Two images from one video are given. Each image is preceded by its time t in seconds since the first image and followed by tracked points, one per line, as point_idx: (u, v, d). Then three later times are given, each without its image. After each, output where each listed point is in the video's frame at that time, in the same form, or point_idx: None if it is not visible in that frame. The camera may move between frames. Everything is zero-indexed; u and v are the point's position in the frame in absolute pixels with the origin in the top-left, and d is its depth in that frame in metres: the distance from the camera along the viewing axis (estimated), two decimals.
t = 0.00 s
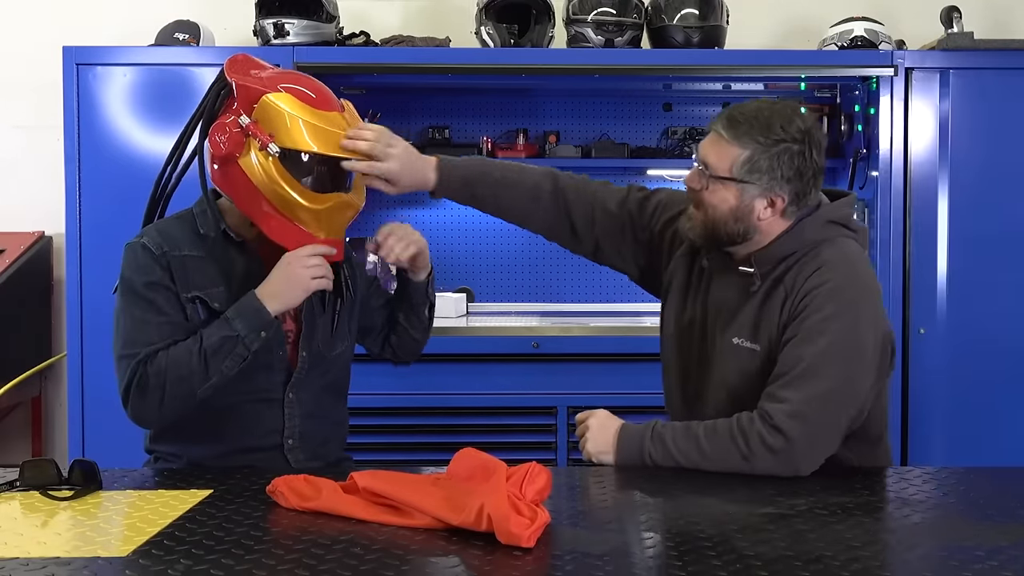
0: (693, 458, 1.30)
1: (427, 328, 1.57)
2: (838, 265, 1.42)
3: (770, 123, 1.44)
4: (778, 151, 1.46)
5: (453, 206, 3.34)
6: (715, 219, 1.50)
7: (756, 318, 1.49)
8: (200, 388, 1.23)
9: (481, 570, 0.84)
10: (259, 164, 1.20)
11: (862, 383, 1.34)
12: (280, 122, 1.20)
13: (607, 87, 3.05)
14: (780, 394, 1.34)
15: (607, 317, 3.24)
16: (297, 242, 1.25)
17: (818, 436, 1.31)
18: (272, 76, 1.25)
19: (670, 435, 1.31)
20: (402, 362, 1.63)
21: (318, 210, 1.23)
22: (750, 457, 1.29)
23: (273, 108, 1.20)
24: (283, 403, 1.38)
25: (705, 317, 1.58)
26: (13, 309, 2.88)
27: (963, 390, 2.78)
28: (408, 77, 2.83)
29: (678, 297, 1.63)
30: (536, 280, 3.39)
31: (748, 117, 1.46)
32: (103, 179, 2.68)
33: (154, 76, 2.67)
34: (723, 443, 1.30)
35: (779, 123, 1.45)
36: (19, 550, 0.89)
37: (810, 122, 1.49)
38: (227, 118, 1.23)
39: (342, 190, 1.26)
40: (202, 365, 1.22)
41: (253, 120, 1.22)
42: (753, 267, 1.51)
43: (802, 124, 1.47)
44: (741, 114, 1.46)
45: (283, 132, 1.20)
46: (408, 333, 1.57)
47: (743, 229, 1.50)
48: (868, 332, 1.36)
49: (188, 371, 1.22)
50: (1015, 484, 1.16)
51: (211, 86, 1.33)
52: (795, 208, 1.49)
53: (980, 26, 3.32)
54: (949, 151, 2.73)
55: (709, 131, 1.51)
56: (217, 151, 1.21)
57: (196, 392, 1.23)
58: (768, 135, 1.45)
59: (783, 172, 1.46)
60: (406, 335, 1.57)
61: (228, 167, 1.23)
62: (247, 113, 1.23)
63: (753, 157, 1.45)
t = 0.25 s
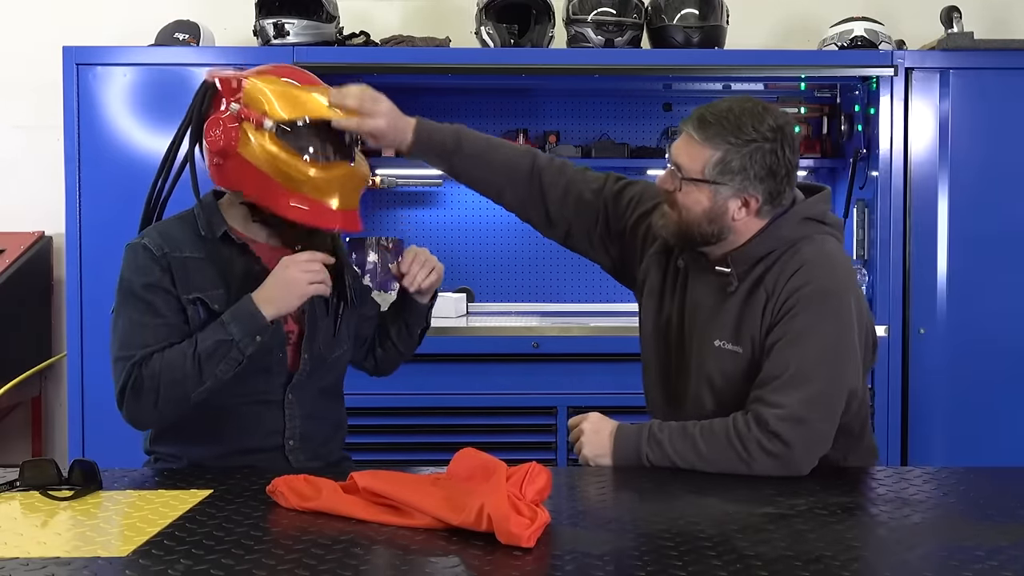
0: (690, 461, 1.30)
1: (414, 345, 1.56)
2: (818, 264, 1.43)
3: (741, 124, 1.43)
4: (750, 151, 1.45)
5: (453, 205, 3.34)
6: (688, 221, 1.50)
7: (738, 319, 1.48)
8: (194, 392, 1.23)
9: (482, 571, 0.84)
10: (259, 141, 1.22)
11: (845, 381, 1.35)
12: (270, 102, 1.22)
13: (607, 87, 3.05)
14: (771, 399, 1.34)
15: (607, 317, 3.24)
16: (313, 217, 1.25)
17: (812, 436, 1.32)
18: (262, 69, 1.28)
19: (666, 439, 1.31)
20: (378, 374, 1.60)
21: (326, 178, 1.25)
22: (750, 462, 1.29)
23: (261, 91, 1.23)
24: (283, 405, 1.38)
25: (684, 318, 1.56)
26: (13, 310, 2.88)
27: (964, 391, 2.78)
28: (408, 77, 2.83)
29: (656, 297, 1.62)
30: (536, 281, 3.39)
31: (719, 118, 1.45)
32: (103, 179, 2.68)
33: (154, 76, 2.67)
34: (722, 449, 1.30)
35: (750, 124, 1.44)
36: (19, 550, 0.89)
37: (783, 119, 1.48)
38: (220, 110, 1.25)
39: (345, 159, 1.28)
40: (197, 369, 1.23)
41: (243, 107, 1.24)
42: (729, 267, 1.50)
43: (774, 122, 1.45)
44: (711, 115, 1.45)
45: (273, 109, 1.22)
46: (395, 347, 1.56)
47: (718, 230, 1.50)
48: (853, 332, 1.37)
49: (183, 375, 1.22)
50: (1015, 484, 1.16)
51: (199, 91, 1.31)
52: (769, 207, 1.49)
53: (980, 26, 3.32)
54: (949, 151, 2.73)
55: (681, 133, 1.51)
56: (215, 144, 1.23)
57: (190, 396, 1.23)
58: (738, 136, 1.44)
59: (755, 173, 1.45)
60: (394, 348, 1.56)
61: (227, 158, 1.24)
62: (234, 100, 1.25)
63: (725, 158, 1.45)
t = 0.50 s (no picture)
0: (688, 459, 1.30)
1: (414, 327, 1.54)
2: (810, 263, 1.42)
3: (733, 120, 1.44)
4: (742, 147, 1.45)
5: (453, 205, 3.34)
6: (681, 216, 1.50)
7: (731, 319, 1.48)
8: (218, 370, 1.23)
9: (481, 571, 0.84)
10: (255, 146, 1.23)
11: (840, 380, 1.35)
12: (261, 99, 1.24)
13: (607, 87, 3.05)
14: (768, 400, 1.34)
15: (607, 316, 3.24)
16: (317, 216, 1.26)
17: (810, 435, 1.32)
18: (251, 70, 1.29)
19: (665, 439, 1.30)
20: (388, 366, 1.58)
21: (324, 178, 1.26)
22: (750, 462, 1.29)
23: (251, 91, 1.24)
24: (283, 402, 1.38)
25: (677, 318, 1.56)
26: (13, 310, 2.88)
27: (965, 391, 2.78)
28: (407, 77, 2.83)
29: (648, 296, 1.62)
30: (536, 280, 3.39)
31: (711, 114, 1.45)
32: (103, 179, 2.68)
33: (154, 76, 2.67)
34: (721, 450, 1.30)
35: (742, 120, 1.44)
36: (19, 550, 0.89)
37: (776, 116, 1.49)
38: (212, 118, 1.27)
39: (340, 157, 1.30)
40: (216, 347, 1.22)
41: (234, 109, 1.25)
42: (720, 266, 1.50)
43: (766, 119, 1.46)
44: (704, 111, 1.46)
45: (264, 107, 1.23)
46: (396, 331, 1.53)
47: (710, 227, 1.51)
48: (847, 332, 1.37)
49: (205, 354, 1.22)
50: (1015, 484, 1.16)
51: (188, 95, 1.32)
52: (761, 204, 1.49)
53: (980, 26, 3.32)
54: (949, 151, 2.73)
55: (674, 129, 1.51)
56: (210, 151, 1.25)
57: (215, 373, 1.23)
58: (730, 132, 1.45)
59: (748, 169, 1.46)
60: (394, 333, 1.54)
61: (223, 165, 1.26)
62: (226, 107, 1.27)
63: (718, 154, 1.45)
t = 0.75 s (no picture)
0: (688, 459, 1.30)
1: (396, 332, 1.52)
2: (809, 264, 1.43)
3: (732, 122, 1.44)
4: (741, 149, 1.45)
5: (453, 205, 3.34)
6: (679, 218, 1.50)
7: (730, 320, 1.48)
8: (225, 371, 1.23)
9: (481, 571, 0.84)
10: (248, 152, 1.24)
11: (839, 381, 1.36)
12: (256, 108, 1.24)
13: (607, 87, 3.05)
14: (768, 401, 1.34)
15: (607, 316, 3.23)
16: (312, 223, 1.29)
17: (809, 435, 1.32)
18: (246, 73, 1.29)
19: (665, 440, 1.31)
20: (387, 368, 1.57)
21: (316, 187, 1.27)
22: (750, 463, 1.29)
23: (248, 99, 1.25)
24: (283, 401, 1.38)
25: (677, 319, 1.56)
26: (13, 310, 2.88)
27: (965, 390, 2.78)
28: (407, 77, 2.82)
29: (649, 296, 1.62)
30: (537, 280, 3.39)
31: (710, 116, 1.45)
32: (103, 179, 2.67)
33: (154, 76, 2.67)
34: (722, 450, 1.30)
35: (740, 122, 1.44)
36: (19, 550, 0.89)
37: (774, 117, 1.49)
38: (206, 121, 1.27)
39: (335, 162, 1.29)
40: (222, 347, 1.22)
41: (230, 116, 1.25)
42: (719, 267, 1.50)
43: (765, 120, 1.46)
44: (702, 113, 1.46)
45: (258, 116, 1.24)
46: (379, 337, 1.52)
47: (709, 229, 1.50)
48: (846, 332, 1.38)
49: (212, 356, 1.22)
50: (1015, 484, 1.16)
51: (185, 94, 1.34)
52: (760, 205, 1.49)
53: (980, 26, 3.32)
54: (949, 151, 2.73)
55: (671, 133, 1.51)
56: (205, 154, 1.25)
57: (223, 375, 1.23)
58: (729, 134, 1.45)
59: (747, 170, 1.46)
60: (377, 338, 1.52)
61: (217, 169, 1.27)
62: (221, 110, 1.26)
63: (716, 156, 1.45)
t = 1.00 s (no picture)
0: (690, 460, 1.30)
1: (383, 345, 1.52)
2: (816, 265, 1.42)
3: (741, 120, 1.44)
4: (750, 147, 1.46)
5: (453, 206, 3.34)
6: (687, 216, 1.50)
7: (735, 319, 1.48)
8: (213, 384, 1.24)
9: (481, 571, 0.84)
10: (243, 160, 1.24)
11: (842, 382, 1.35)
12: (258, 119, 1.23)
13: (607, 87, 3.05)
14: (769, 399, 1.34)
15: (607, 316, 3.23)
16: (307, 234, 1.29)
17: (809, 436, 1.31)
18: (248, 73, 1.28)
19: (665, 439, 1.31)
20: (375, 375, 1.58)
21: (310, 202, 1.27)
22: (750, 463, 1.29)
23: (250, 107, 1.23)
24: (280, 403, 1.38)
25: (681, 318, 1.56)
26: (12, 310, 2.88)
27: (965, 390, 2.78)
28: (407, 77, 2.82)
29: (653, 298, 1.62)
30: (537, 280, 3.39)
31: (720, 115, 1.46)
32: (103, 179, 2.67)
33: (154, 76, 2.67)
34: (722, 450, 1.30)
35: (750, 121, 1.45)
36: (19, 550, 0.89)
37: (784, 117, 1.49)
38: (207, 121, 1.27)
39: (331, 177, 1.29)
40: (212, 360, 1.23)
41: (231, 121, 1.25)
42: (727, 267, 1.50)
43: (775, 120, 1.47)
44: (711, 112, 1.46)
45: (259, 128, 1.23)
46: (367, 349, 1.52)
47: (717, 228, 1.50)
48: (851, 333, 1.37)
49: (201, 367, 1.23)
50: (1015, 484, 1.16)
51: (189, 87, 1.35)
52: (768, 204, 1.49)
53: (980, 26, 3.32)
54: (949, 150, 2.73)
55: (682, 130, 1.51)
56: (201, 155, 1.25)
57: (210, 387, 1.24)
58: (739, 133, 1.45)
59: (756, 169, 1.46)
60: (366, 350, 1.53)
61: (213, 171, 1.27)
62: (224, 114, 1.26)
63: (726, 154, 1.45)
